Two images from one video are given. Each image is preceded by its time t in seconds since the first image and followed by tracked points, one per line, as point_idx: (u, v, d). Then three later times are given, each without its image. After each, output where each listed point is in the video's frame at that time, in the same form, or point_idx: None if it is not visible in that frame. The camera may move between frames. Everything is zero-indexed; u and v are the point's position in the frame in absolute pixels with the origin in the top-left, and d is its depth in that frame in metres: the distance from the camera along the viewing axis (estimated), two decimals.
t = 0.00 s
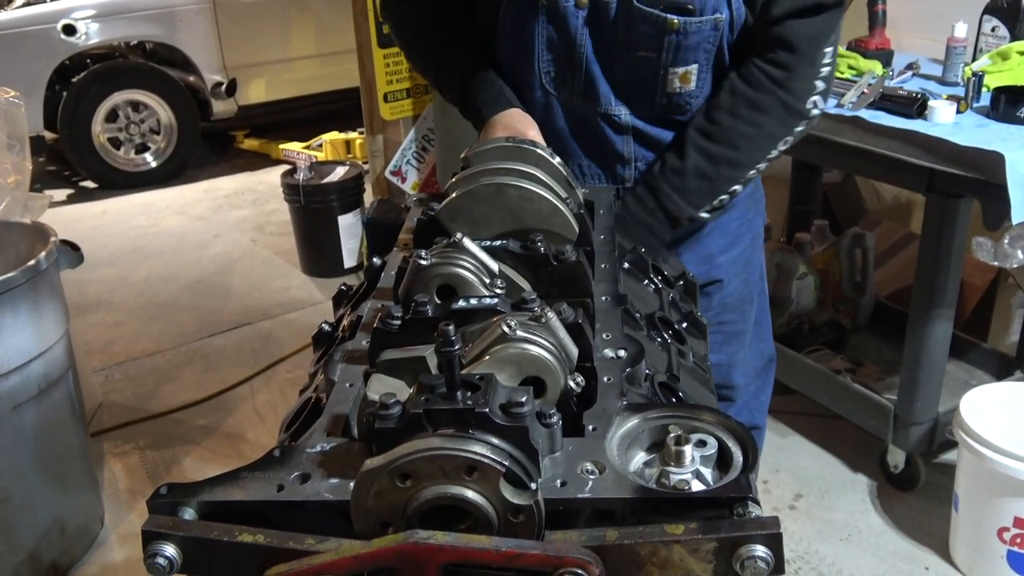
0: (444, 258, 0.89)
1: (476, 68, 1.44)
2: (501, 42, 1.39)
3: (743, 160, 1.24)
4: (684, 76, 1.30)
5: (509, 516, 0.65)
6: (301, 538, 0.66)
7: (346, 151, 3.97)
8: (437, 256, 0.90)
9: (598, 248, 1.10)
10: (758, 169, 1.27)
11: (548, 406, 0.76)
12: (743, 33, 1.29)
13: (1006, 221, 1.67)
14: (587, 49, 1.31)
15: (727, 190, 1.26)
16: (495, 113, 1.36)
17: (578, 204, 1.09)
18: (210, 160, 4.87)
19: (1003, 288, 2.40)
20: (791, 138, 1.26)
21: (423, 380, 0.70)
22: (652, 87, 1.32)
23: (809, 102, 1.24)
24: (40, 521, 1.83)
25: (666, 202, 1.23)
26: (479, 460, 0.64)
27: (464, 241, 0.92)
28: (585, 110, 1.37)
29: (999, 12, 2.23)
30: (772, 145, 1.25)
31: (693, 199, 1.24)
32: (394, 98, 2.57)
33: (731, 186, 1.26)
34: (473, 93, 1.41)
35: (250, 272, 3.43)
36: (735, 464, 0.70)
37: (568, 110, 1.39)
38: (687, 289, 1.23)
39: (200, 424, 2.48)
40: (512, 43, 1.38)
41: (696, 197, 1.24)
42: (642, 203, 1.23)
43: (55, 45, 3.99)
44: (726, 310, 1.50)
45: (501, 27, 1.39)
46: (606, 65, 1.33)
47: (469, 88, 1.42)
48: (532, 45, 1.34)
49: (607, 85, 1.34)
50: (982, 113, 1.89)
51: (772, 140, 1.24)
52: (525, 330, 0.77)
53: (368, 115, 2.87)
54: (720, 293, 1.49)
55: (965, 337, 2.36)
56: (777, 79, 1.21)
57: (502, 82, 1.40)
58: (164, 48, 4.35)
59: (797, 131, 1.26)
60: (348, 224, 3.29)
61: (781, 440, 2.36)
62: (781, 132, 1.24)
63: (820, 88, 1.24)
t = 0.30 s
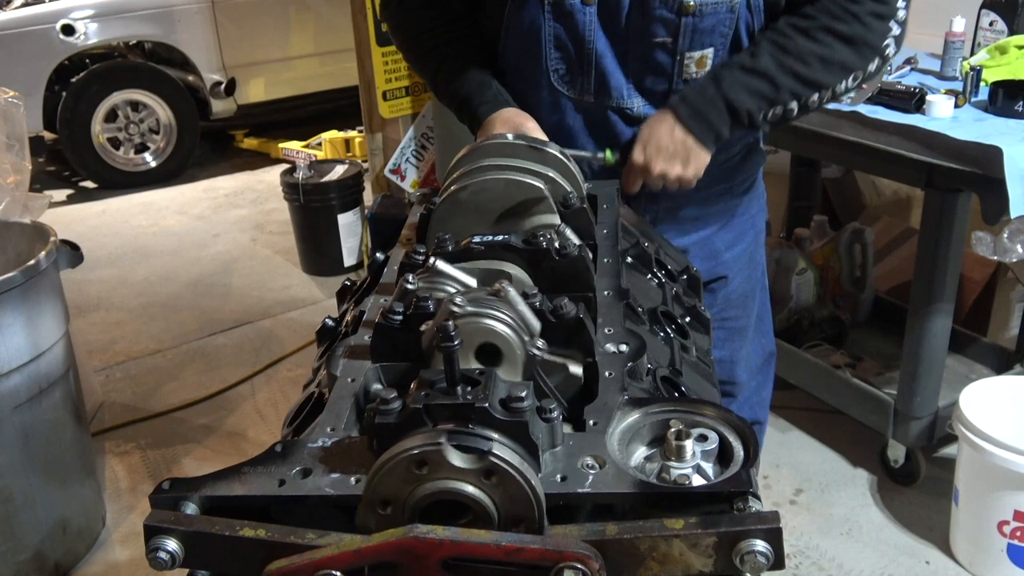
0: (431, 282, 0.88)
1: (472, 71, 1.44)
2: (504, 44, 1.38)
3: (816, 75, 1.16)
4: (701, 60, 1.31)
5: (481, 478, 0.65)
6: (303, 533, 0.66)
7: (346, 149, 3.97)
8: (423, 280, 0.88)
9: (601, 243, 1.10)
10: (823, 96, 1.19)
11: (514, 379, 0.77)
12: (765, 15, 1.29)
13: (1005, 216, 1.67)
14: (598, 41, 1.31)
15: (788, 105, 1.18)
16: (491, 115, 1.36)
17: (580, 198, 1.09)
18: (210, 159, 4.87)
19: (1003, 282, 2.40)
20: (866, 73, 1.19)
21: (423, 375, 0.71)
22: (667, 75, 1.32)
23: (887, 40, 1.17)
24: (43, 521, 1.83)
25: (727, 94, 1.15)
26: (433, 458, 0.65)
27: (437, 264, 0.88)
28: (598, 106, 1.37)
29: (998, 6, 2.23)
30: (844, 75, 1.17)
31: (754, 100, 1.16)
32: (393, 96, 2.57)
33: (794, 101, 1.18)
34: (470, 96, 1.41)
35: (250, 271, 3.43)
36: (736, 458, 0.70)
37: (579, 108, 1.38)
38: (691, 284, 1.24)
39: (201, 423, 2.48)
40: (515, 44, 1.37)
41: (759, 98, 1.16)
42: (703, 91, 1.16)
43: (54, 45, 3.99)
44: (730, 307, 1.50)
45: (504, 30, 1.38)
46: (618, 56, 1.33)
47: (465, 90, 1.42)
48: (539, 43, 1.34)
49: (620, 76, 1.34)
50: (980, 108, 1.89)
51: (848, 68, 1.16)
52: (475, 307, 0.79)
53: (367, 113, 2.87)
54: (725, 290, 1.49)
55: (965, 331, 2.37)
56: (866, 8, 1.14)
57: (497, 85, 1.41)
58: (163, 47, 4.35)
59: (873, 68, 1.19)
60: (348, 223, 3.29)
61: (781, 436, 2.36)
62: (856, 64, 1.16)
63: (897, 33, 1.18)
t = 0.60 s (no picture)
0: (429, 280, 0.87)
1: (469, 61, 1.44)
2: (505, 41, 1.38)
3: (828, 30, 1.19)
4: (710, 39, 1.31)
5: (456, 455, 0.65)
6: (303, 520, 0.66)
7: (344, 143, 3.97)
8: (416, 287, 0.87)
9: (601, 233, 1.10)
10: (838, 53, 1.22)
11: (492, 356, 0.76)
12: None
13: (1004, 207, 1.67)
14: (604, 31, 1.30)
15: (799, 59, 1.21)
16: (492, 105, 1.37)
17: (580, 189, 1.10)
18: (208, 153, 4.87)
19: (1003, 273, 2.40)
20: (878, 32, 1.21)
21: (422, 362, 0.71)
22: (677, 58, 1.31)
23: None
24: (43, 514, 1.83)
25: (740, 43, 1.18)
26: (411, 454, 0.64)
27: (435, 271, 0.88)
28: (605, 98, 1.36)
29: None
30: (859, 31, 1.20)
31: (767, 51, 1.20)
32: (392, 88, 2.57)
33: (806, 56, 1.21)
34: (467, 87, 1.42)
35: (249, 264, 3.43)
36: (736, 445, 0.71)
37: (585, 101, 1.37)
38: (691, 274, 1.24)
39: (201, 417, 2.48)
40: (519, 39, 1.36)
41: (770, 49, 1.20)
42: (715, 36, 1.19)
43: (52, 39, 3.97)
44: (732, 297, 1.49)
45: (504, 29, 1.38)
46: (625, 44, 1.32)
47: (460, 84, 1.43)
48: (543, 37, 1.34)
49: (627, 63, 1.33)
50: (979, 98, 1.89)
51: (861, 24, 1.19)
52: (445, 296, 0.79)
53: (365, 107, 2.86)
54: (728, 281, 1.48)
55: (964, 322, 2.37)
56: None
57: (495, 78, 1.41)
58: (161, 41, 4.34)
59: (886, 27, 1.21)
60: (347, 217, 3.28)
61: (781, 427, 2.36)
62: (872, 19, 1.19)
63: None
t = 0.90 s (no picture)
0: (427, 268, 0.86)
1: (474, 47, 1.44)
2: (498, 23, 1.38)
3: (742, 132, 1.22)
4: (687, 48, 1.29)
5: (455, 445, 0.65)
6: (302, 510, 0.66)
7: (343, 133, 3.96)
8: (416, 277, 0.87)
9: (600, 223, 1.10)
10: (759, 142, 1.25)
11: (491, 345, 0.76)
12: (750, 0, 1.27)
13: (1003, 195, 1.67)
14: (586, 28, 1.32)
15: (728, 167, 1.24)
16: (495, 91, 1.36)
17: (578, 179, 1.09)
18: (207, 144, 4.85)
19: (1002, 262, 2.40)
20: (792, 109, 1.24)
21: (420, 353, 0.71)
22: (654, 61, 1.32)
23: (810, 72, 1.22)
24: (44, 506, 1.84)
25: (665, 184, 1.22)
26: (409, 444, 0.64)
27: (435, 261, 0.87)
28: (586, 90, 1.37)
29: None
30: (772, 117, 1.23)
31: (695, 178, 1.23)
32: (390, 78, 2.56)
33: (733, 161, 1.24)
34: (474, 72, 1.41)
35: (248, 255, 3.43)
36: (735, 434, 0.70)
37: (568, 93, 1.40)
38: (691, 264, 1.24)
39: (201, 408, 2.49)
40: (508, 22, 1.38)
41: (697, 174, 1.23)
42: (640, 183, 1.23)
43: (48, 30, 3.96)
44: (729, 287, 1.49)
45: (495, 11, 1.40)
46: (606, 42, 1.33)
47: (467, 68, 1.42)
48: (528, 27, 1.36)
49: (608, 62, 1.34)
50: (979, 86, 1.88)
51: (774, 109, 1.22)
52: (444, 284, 0.79)
53: (363, 97, 2.85)
54: (725, 271, 1.48)
55: (964, 311, 2.37)
56: (776, 48, 1.19)
57: (501, 64, 1.40)
58: (158, 31, 4.32)
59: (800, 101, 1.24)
60: (346, 207, 3.28)
61: (780, 417, 2.36)
62: (782, 103, 1.22)
63: (824, 57, 1.21)
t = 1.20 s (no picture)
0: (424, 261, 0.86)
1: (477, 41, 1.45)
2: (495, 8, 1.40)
3: (747, 116, 1.22)
4: (681, 39, 1.29)
5: (451, 437, 0.65)
6: (299, 504, 0.66)
7: (340, 127, 3.95)
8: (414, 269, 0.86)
9: (600, 215, 1.10)
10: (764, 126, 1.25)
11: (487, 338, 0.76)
12: None
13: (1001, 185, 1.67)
14: (579, 16, 1.33)
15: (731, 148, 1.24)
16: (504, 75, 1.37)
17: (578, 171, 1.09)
18: (204, 139, 4.84)
19: (1001, 253, 2.40)
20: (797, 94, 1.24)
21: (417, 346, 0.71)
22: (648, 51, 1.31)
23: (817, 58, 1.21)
24: (43, 501, 1.84)
25: (672, 160, 1.22)
26: (406, 438, 0.64)
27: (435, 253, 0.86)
28: (580, 79, 1.37)
29: None
30: (776, 102, 1.23)
31: (698, 156, 1.23)
32: (387, 72, 2.55)
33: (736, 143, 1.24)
34: (479, 59, 1.42)
35: (246, 250, 3.42)
36: (734, 427, 0.70)
37: (562, 82, 1.39)
38: (691, 256, 1.23)
39: (200, 403, 2.49)
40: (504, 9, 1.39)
41: (701, 153, 1.23)
42: (644, 158, 1.23)
43: (43, 25, 3.94)
44: (724, 279, 1.49)
45: None
46: (599, 32, 1.34)
47: (472, 57, 1.43)
48: (522, 16, 1.37)
49: (601, 51, 1.34)
50: (977, 76, 1.88)
51: (778, 96, 1.22)
52: (441, 279, 0.79)
53: (360, 91, 2.84)
54: (720, 263, 1.48)
55: (962, 302, 2.37)
56: (782, 37, 1.18)
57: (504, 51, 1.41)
58: (154, 26, 4.31)
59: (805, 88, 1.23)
60: (344, 201, 3.27)
61: (779, 409, 2.37)
62: (787, 90, 1.22)
63: (830, 44, 1.21)
